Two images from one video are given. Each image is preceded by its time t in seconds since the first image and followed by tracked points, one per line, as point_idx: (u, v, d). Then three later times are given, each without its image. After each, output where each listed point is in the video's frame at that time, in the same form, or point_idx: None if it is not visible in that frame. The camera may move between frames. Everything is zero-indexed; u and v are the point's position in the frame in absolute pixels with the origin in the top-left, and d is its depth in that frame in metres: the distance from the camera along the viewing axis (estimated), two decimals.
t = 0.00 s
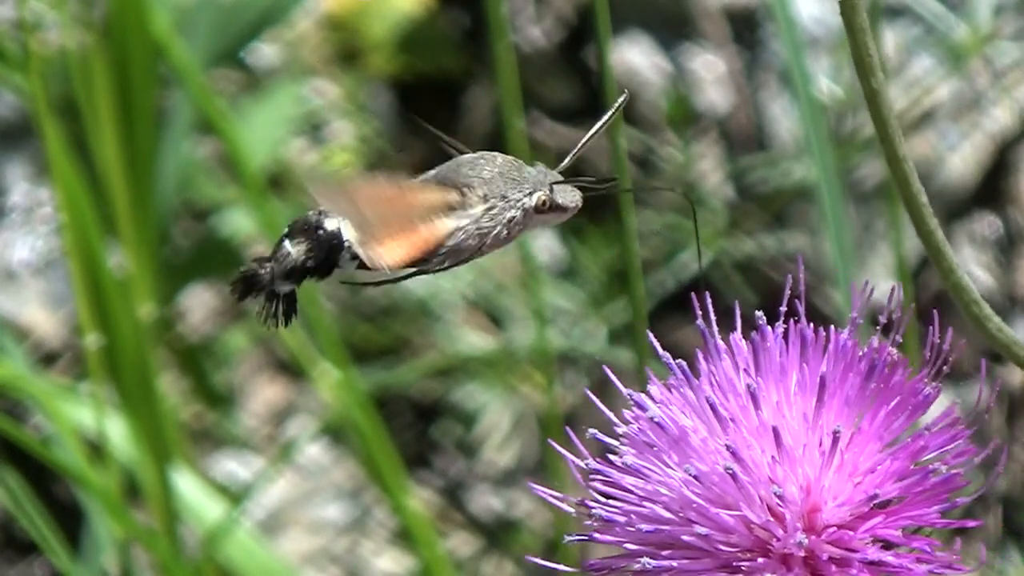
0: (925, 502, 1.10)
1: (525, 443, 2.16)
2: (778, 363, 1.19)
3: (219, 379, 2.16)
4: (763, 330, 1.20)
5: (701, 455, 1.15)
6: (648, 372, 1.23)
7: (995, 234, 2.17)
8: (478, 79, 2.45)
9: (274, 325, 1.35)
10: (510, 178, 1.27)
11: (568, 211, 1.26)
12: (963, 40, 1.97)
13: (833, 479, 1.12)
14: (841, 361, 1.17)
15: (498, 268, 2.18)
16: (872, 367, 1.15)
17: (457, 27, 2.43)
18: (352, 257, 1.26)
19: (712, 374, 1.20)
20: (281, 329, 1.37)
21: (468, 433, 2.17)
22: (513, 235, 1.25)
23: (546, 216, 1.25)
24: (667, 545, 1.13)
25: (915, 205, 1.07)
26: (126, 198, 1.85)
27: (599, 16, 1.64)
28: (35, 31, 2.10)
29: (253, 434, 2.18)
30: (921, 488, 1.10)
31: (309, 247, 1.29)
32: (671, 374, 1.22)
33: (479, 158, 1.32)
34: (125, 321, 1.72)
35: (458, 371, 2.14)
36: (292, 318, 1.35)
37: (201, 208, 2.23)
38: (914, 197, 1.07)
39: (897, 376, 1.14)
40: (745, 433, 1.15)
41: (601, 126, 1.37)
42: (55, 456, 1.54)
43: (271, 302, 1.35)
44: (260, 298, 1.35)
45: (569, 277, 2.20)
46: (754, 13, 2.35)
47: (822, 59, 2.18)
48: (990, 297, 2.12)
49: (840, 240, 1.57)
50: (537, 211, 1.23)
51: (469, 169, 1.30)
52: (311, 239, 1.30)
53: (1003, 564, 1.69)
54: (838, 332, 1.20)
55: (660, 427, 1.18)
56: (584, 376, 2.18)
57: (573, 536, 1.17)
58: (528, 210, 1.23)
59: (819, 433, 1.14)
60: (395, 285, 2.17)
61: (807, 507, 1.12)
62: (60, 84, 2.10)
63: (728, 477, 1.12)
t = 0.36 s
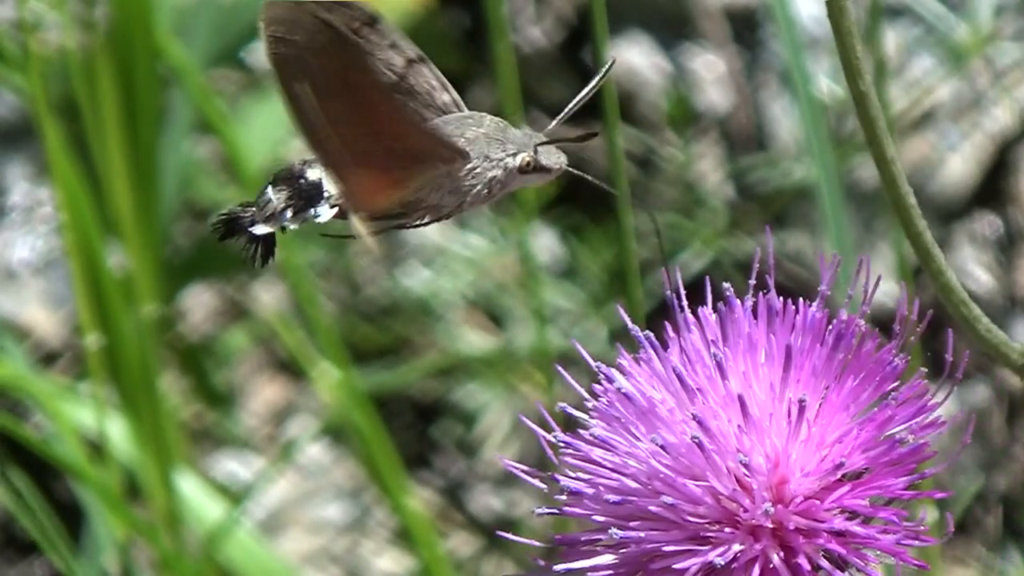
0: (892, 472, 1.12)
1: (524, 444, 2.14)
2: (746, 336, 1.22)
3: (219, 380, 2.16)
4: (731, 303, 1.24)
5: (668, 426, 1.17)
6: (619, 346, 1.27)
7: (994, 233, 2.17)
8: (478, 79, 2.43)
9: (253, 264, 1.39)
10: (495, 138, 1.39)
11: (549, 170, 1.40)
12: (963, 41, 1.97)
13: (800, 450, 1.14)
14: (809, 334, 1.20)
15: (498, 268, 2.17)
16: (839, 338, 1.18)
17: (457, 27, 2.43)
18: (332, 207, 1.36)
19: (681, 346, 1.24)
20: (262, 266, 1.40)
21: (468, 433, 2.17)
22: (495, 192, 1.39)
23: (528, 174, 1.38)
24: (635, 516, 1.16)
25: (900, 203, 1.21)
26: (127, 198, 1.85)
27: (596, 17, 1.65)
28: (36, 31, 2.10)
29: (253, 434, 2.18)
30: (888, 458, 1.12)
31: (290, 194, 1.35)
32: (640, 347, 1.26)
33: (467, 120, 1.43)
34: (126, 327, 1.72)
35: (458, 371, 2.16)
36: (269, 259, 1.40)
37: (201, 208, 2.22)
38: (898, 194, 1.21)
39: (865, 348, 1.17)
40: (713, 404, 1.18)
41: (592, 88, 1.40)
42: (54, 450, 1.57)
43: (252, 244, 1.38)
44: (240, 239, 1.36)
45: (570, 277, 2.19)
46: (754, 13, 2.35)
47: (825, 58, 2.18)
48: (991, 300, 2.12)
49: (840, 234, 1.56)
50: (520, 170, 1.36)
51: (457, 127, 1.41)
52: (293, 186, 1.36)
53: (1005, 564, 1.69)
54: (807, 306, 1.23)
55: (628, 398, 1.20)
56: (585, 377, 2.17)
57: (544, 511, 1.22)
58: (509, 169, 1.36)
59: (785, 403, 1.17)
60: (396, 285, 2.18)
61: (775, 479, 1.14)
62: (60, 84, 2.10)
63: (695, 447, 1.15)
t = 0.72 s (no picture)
0: (887, 471, 1.09)
1: (523, 444, 2.15)
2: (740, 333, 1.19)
3: (219, 379, 2.16)
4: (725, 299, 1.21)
5: (663, 424, 1.14)
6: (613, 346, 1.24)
7: (994, 234, 2.16)
8: (479, 78, 2.40)
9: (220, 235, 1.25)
10: (459, 109, 1.25)
11: (519, 143, 1.23)
12: (963, 40, 1.97)
13: (796, 449, 1.11)
14: (803, 331, 1.17)
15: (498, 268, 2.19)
16: (834, 335, 1.15)
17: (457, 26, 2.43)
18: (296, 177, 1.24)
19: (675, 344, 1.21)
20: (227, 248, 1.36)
21: (468, 433, 2.16)
22: (462, 165, 1.22)
23: (495, 149, 1.22)
24: (630, 515, 1.13)
25: (891, 211, 1.16)
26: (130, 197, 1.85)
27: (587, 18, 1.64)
28: (35, 31, 2.10)
29: (253, 434, 2.18)
30: (883, 457, 1.09)
31: (256, 164, 1.25)
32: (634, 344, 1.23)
33: (429, 94, 1.31)
34: (127, 327, 1.72)
35: (459, 371, 2.17)
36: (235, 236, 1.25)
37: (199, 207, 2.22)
38: (888, 201, 1.16)
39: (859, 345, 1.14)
40: (707, 402, 1.15)
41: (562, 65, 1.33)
42: (54, 449, 1.57)
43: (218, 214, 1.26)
44: (207, 213, 1.26)
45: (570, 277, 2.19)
46: (754, 12, 2.35)
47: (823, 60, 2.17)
48: (991, 300, 2.11)
49: (840, 236, 1.57)
50: (485, 144, 1.21)
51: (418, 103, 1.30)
52: (259, 157, 1.26)
53: (1005, 564, 1.69)
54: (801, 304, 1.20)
55: (622, 397, 1.17)
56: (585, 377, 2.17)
57: (539, 509, 1.19)
58: (474, 140, 1.21)
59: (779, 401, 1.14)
60: (396, 285, 2.18)
61: (770, 478, 1.11)
62: (59, 84, 2.10)
63: (689, 445, 1.11)
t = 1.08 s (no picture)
0: (905, 497, 1.11)
1: (525, 443, 2.17)
2: (757, 359, 1.22)
3: (219, 379, 2.16)
4: (741, 324, 1.23)
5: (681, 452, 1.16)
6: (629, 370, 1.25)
7: (994, 234, 2.16)
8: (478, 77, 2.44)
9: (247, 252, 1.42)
10: (483, 116, 1.37)
11: (539, 150, 1.34)
12: (963, 40, 1.97)
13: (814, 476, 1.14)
14: (819, 357, 1.19)
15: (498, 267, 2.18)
16: (850, 361, 1.18)
17: (457, 26, 2.43)
18: (321, 192, 1.39)
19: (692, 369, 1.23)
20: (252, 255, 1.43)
21: (468, 433, 2.17)
22: (483, 168, 1.36)
23: (517, 154, 1.34)
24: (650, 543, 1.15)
25: (892, 220, 1.17)
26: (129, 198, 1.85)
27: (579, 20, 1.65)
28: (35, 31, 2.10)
29: (253, 434, 2.18)
30: (901, 483, 1.11)
31: (280, 178, 1.37)
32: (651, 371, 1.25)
33: (455, 94, 1.41)
34: (126, 326, 1.72)
35: (459, 371, 2.16)
36: (261, 248, 1.42)
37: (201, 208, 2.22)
38: (889, 208, 1.16)
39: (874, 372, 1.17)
40: (726, 430, 1.17)
41: (582, 68, 1.38)
42: (50, 448, 1.57)
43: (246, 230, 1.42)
44: (234, 225, 1.42)
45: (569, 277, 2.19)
46: (754, 12, 2.35)
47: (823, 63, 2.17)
48: (990, 299, 2.11)
49: (843, 237, 1.56)
50: (508, 149, 1.33)
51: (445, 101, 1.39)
52: (282, 172, 1.38)
53: (1005, 564, 1.69)
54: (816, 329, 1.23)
55: (641, 424, 1.19)
56: (584, 376, 2.17)
57: (557, 537, 1.20)
58: (497, 146, 1.34)
59: (797, 428, 1.16)
60: (395, 285, 2.18)
61: (789, 504, 1.14)
62: (59, 84, 2.10)
63: (709, 473, 1.14)
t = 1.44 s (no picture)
0: (940, 536, 1.09)
1: (526, 441, 2.18)
2: (788, 397, 1.21)
3: (219, 379, 2.16)
4: (773, 362, 1.22)
5: (713, 490, 1.16)
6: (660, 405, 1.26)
7: (995, 234, 2.16)
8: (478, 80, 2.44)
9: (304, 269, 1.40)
10: (551, 166, 1.31)
11: (608, 204, 1.28)
12: (963, 40, 1.98)
13: (847, 514, 1.13)
14: (851, 391, 1.18)
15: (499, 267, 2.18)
16: (883, 399, 1.16)
17: (457, 26, 2.43)
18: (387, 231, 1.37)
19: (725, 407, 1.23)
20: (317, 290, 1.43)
21: (468, 433, 2.17)
22: (549, 222, 1.30)
23: (584, 207, 1.27)
24: None
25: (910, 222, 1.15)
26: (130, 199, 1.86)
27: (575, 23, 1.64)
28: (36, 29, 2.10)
29: (253, 434, 2.18)
30: (936, 522, 1.09)
31: (348, 214, 1.35)
32: (682, 407, 1.25)
33: (523, 146, 1.35)
34: (127, 326, 1.72)
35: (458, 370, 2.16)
36: (326, 286, 1.41)
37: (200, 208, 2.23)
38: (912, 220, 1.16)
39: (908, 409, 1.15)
40: (759, 468, 1.16)
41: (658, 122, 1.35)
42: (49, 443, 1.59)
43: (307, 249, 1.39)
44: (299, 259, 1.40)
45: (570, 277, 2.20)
46: (754, 12, 2.36)
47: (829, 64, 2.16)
48: (990, 298, 2.11)
49: (850, 237, 1.56)
50: (575, 202, 1.26)
51: (512, 154, 1.34)
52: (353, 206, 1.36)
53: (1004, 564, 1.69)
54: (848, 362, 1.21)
55: (672, 461, 1.19)
56: (584, 376, 2.18)
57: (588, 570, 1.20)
58: (563, 198, 1.27)
59: (832, 467, 1.15)
60: (396, 284, 2.17)
61: (822, 542, 1.13)
62: (60, 84, 2.08)
63: (742, 513, 1.13)
